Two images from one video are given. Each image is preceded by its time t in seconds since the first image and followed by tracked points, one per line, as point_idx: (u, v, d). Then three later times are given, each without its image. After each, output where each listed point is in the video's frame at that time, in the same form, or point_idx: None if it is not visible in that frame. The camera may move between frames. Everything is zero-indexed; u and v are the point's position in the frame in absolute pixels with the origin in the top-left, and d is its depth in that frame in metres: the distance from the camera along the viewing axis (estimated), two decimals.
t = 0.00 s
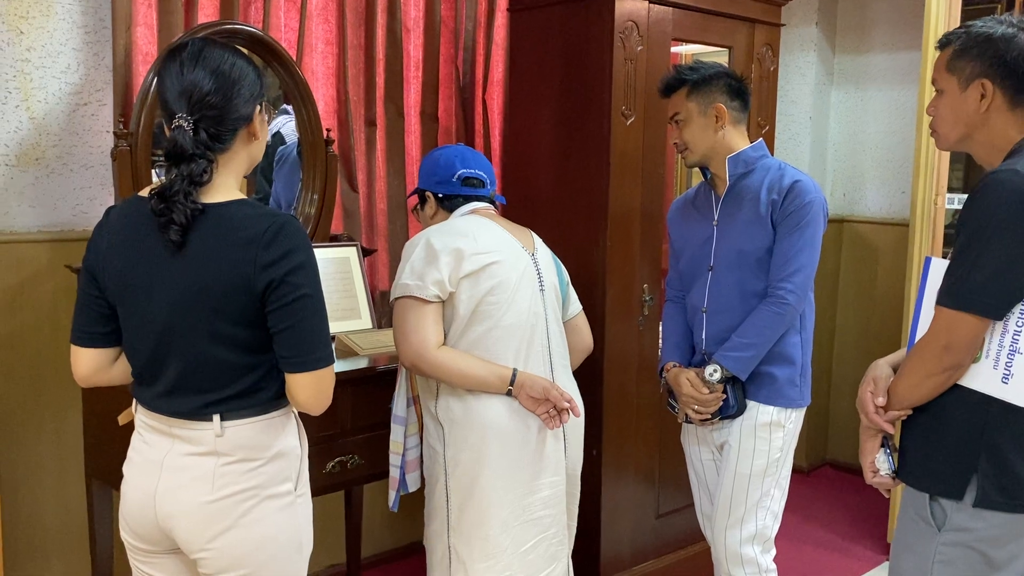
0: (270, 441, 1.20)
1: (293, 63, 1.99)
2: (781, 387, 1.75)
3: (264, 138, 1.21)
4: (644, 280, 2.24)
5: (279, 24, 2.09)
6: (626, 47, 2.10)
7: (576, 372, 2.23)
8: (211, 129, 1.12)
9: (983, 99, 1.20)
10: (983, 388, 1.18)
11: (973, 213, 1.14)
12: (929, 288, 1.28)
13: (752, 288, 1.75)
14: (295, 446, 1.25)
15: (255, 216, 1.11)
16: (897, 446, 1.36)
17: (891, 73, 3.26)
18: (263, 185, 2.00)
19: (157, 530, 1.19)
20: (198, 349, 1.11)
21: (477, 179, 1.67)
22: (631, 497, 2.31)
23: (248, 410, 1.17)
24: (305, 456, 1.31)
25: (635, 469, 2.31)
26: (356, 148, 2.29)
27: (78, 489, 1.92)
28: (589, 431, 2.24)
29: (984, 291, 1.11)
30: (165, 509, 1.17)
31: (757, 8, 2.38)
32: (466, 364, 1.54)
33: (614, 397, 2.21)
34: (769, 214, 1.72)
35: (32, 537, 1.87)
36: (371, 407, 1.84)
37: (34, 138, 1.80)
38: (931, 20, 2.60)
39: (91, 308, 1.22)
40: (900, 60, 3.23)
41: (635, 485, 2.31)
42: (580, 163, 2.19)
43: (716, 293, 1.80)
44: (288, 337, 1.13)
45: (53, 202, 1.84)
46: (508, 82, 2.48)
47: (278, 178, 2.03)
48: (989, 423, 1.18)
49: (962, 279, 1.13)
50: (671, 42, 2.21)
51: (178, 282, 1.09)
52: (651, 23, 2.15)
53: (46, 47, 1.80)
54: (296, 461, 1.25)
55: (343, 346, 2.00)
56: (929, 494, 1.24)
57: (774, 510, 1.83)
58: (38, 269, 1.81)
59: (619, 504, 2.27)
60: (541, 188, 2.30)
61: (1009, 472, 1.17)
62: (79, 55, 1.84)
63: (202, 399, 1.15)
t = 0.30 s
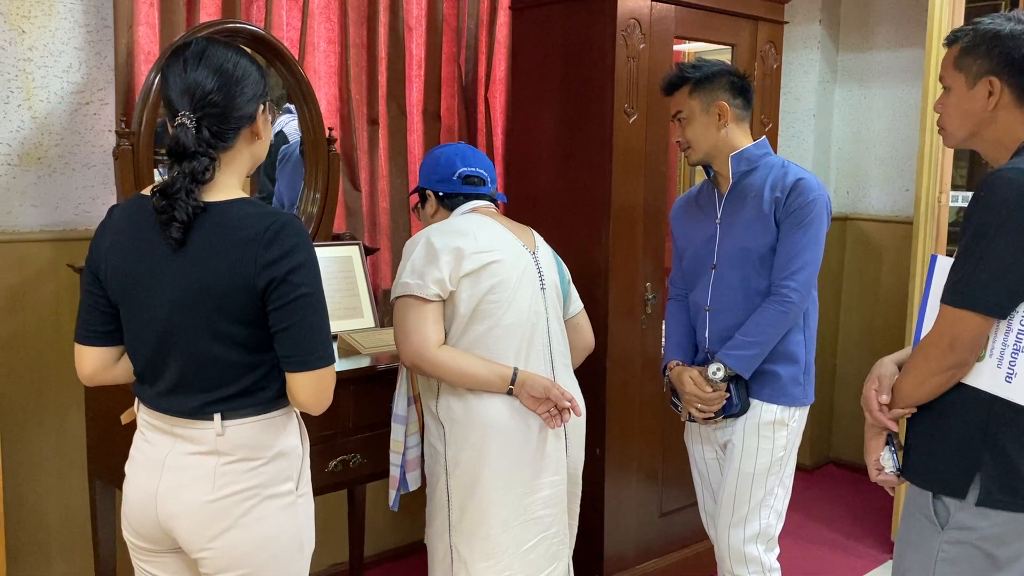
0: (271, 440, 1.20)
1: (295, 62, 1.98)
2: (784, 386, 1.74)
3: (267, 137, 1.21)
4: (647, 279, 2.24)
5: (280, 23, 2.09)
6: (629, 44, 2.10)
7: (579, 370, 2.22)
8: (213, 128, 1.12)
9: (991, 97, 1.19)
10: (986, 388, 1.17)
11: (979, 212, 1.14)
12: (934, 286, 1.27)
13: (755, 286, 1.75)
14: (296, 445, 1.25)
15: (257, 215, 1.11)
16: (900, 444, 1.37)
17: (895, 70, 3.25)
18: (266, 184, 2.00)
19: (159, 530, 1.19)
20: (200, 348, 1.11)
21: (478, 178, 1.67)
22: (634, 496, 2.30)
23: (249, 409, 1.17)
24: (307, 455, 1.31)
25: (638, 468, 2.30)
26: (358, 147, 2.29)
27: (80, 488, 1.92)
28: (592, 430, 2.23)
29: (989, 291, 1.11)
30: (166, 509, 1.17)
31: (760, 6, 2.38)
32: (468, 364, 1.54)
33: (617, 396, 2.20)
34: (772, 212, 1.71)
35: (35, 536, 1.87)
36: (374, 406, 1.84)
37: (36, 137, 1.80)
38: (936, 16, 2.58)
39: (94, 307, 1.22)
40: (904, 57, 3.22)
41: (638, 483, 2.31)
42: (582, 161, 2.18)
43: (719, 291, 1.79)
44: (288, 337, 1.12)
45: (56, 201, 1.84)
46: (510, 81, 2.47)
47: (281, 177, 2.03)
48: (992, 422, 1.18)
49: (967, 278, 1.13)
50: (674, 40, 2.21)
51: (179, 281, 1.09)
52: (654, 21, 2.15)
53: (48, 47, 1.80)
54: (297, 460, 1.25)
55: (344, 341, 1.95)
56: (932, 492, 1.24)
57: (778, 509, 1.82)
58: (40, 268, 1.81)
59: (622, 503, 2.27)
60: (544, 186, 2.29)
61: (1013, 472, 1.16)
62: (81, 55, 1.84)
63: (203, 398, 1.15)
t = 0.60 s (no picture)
0: (271, 441, 1.20)
1: (295, 62, 1.98)
2: (786, 385, 1.74)
3: (266, 138, 1.21)
4: (648, 278, 2.24)
5: (281, 24, 2.09)
6: (630, 43, 2.10)
7: (580, 370, 2.22)
8: (212, 128, 1.12)
9: (997, 95, 1.19)
10: (990, 387, 1.17)
11: (984, 211, 1.13)
12: (938, 285, 1.27)
13: (757, 285, 1.75)
14: (296, 446, 1.25)
15: (256, 216, 1.11)
16: (904, 443, 1.36)
17: (897, 68, 3.24)
18: (267, 184, 2.02)
19: (160, 531, 1.19)
20: (199, 348, 1.11)
21: (478, 178, 1.66)
22: (636, 496, 2.30)
23: (250, 410, 1.17)
24: (308, 455, 1.31)
25: (640, 468, 2.30)
26: (359, 147, 2.29)
27: (82, 489, 1.93)
28: (594, 430, 2.23)
29: (994, 290, 1.10)
30: (167, 510, 1.17)
31: (761, 5, 2.37)
32: (468, 364, 1.54)
33: (618, 395, 2.20)
34: (774, 211, 1.71)
35: (37, 537, 1.88)
36: (376, 406, 1.84)
37: (37, 139, 1.80)
38: (938, 13, 2.58)
39: (95, 308, 1.22)
40: (906, 55, 3.21)
41: (640, 483, 2.31)
42: (583, 160, 2.18)
43: (721, 291, 1.79)
44: (287, 337, 1.12)
45: (57, 203, 1.85)
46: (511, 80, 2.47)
47: (282, 177, 2.04)
48: (995, 422, 1.17)
49: (972, 277, 1.13)
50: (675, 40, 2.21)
51: (178, 281, 1.09)
52: (654, 20, 2.15)
53: (49, 48, 1.80)
54: (297, 461, 1.25)
55: (345, 341, 1.95)
56: (935, 491, 1.23)
57: (780, 508, 1.82)
58: (41, 270, 1.82)
59: (624, 503, 2.27)
60: (545, 186, 2.29)
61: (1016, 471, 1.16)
62: (82, 56, 1.84)
63: (203, 398, 1.15)
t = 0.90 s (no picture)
0: (271, 441, 1.20)
1: (295, 63, 1.99)
2: (787, 384, 1.74)
3: (264, 139, 1.21)
4: (649, 277, 2.24)
5: (281, 25, 2.10)
6: (629, 43, 2.10)
7: (581, 369, 2.22)
8: (209, 129, 1.12)
9: (999, 92, 1.19)
10: (989, 385, 1.17)
11: (984, 209, 1.13)
12: (938, 284, 1.27)
13: (756, 284, 1.75)
14: (296, 446, 1.25)
15: (255, 216, 1.11)
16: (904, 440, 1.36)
17: (897, 66, 3.24)
18: (268, 184, 2.02)
19: (161, 530, 1.20)
20: (199, 349, 1.12)
21: (478, 177, 1.67)
22: (636, 495, 2.30)
23: (249, 410, 1.17)
24: (308, 455, 1.31)
25: (641, 467, 2.30)
26: (360, 148, 2.29)
27: (83, 489, 1.93)
28: (595, 429, 2.23)
29: (994, 288, 1.10)
30: (167, 510, 1.18)
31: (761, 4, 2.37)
32: (467, 363, 1.55)
33: (618, 395, 2.20)
34: (774, 209, 1.71)
35: (38, 538, 1.88)
36: (377, 406, 1.84)
37: (38, 140, 1.81)
38: (938, 10, 2.57)
39: (95, 309, 1.23)
40: (907, 53, 3.21)
41: (641, 482, 2.31)
42: (582, 160, 2.18)
43: (721, 290, 1.79)
44: (287, 338, 1.13)
45: (58, 204, 1.85)
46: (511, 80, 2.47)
47: (283, 177, 2.04)
48: (995, 420, 1.17)
49: (972, 275, 1.13)
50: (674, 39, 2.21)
51: (177, 282, 1.09)
52: (654, 19, 2.15)
53: (49, 50, 1.80)
54: (297, 461, 1.26)
55: (345, 340, 1.95)
56: (935, 489, 1.23)
57: (780, 507, 1.82)
58: (42, 271, 1.82)
59: (625, 502, 2.27)
60: (544, 185, 2.29)
61: (1016, 469, 1.16)
62: (82, 58, 1.85)
63: (202, 399, 1.15)
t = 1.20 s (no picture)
0: (271, 442, 1.21)
1: (295, 64, 1.99)
2: (787, 384, 1.74)
3: (264, 142, 1.21)
4: (649, 277, 2.24)
5: (281, 26, 2.10)
6: (629, 43, 2.10)
7: (581, 369, 2.22)
8: (208, 132, 1.12)
9: (997, 91, 1.19)
10: (989, 385, 1.17)
11: (983, 208, 1.13)
12: (938, 282, 1.27)
13: (756, 284, 1.75)
14: (296, 447, 1.25)
15: (255, 218, 1.11)
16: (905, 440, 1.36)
17: (897, 65, 3.24)
18: (269, 186, 2.03)
19: (161, 531, 1.20)
20: (198, 351, 1.12)
21: (478, 178, 1.67)
22: (637, 495, 2.30)
23: (249, 412, 1.18)
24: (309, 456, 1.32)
25: (642, 467, 2.30)
26: (360, 149, 2.29)
27: (85, 490, 1.94)
28: (596, 429, 2.23)
29: (993, 287, 1.10)
30: (168, 511, 1.18)
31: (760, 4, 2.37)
32: (468, 364, 1.55)
33: (619, 395, 2.21)
34: (774, 209, 1.71)
35: (40, 539, 1.88)
36: (377, 407, 1.84)
37: (38, 142, 1.81)
38: (937, 9, 2.57)
39: (95, 311, 1.23)
40: (907, 52, 3.21)
41: (642, 482, 2.31)
42: (582, 160, 2.18)
43: (721, 289, 1.79)
44: (286, 339, 1.13)
45: (59, 206, 1.85)
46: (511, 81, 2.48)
47: (283, 178, 2.04)
48: (994, 418, 1.18)
49: (971, 275, 1.13)
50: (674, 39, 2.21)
51: (177, 284, 1.10)
52: (653, 19, 2.15)
53: (49, 52, 1.81)
54: (298, 462, 1.26)
55: (346, 341, 1.95)
56: (934, 489, 1.23)
57: (781, 507, 1.82)
58: (43, 273, 1.82)
59: (626, 502, 2.27)
60: (544, 186, 2.30)
61: (1016, 468, 1.16)
62: (82, 60, 1.85)
63: (202, 400, 1.15)
